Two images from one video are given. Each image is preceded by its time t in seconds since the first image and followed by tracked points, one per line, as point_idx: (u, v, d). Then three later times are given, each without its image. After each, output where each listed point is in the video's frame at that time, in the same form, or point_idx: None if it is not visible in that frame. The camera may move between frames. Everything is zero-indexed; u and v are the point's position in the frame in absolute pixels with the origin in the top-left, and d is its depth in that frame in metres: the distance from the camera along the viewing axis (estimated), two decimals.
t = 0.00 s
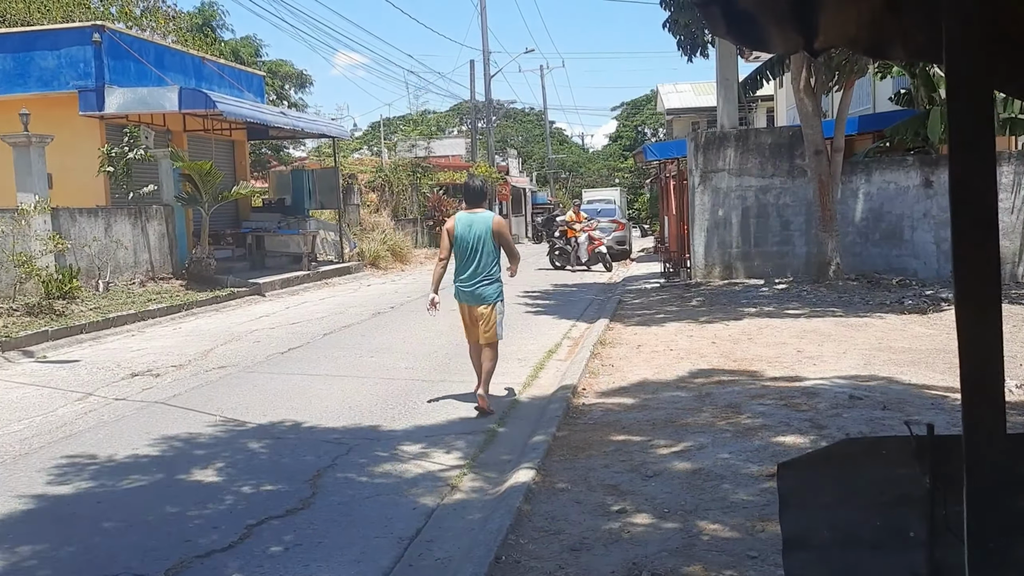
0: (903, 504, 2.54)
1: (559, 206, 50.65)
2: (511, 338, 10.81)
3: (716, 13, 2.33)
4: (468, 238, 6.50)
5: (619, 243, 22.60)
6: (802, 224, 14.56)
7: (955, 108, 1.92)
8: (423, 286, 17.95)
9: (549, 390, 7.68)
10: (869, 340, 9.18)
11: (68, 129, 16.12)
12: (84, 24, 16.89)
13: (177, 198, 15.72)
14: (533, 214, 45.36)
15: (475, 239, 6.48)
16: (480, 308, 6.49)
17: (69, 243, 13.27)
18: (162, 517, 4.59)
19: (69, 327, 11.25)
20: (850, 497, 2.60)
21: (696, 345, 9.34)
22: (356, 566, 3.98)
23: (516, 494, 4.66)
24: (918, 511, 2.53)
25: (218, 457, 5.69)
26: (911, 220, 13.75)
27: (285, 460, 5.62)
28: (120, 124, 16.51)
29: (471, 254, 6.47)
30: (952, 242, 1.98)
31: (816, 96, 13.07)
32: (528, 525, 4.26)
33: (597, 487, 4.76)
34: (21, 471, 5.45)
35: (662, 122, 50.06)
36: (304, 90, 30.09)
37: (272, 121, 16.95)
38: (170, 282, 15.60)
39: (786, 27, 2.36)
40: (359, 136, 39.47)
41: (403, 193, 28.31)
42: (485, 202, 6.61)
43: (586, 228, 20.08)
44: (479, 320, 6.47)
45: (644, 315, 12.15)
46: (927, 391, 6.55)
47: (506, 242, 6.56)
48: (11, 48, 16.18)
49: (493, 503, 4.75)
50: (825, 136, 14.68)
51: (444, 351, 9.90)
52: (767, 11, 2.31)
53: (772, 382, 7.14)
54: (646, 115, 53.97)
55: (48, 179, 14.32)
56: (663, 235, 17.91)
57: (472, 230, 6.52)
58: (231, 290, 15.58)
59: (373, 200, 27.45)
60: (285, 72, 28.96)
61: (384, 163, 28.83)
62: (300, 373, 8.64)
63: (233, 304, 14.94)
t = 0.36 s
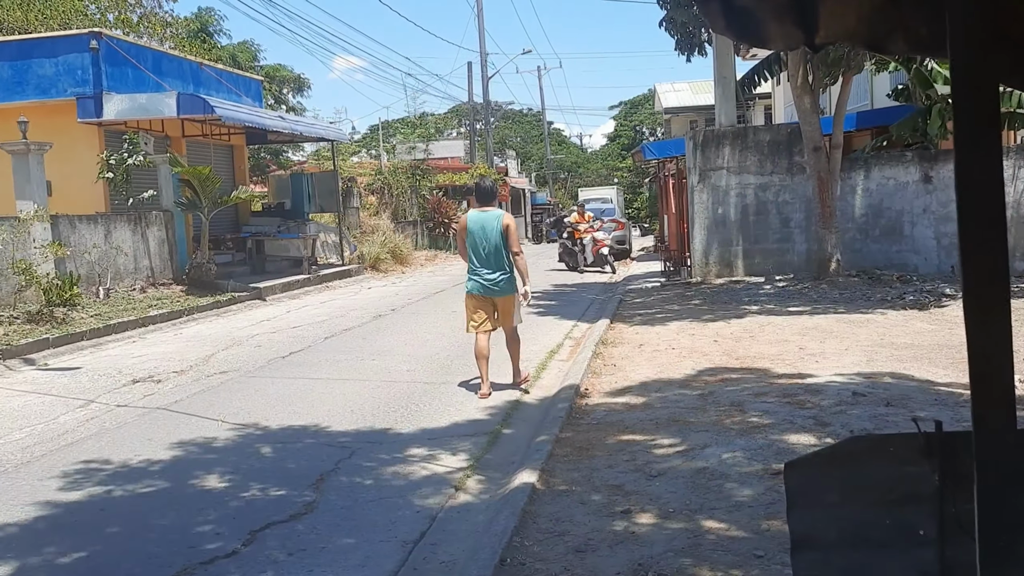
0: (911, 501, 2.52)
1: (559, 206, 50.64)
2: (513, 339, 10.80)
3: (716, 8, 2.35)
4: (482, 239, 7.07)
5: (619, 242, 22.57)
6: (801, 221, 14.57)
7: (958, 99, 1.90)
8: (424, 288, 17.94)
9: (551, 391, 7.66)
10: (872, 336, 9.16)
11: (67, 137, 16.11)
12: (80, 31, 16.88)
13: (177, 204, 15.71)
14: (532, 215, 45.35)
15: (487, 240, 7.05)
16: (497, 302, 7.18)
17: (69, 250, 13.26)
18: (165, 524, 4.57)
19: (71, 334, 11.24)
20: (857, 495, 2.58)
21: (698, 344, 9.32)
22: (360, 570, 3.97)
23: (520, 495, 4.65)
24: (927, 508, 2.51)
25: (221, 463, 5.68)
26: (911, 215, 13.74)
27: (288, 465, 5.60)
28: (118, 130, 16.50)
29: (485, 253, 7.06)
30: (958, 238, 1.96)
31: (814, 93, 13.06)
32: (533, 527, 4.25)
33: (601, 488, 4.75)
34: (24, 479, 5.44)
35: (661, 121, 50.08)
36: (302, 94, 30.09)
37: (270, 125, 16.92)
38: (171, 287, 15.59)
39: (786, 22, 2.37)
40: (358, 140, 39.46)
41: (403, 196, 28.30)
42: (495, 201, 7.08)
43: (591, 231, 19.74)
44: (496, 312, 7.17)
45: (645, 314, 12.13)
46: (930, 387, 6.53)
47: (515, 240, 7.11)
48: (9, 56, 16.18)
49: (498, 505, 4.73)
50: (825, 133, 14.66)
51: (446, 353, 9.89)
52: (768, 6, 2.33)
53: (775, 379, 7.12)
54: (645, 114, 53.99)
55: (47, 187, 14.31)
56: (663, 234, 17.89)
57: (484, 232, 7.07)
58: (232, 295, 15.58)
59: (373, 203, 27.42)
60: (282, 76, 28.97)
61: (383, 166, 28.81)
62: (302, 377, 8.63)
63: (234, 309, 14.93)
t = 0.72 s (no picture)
0: (916, 496, 2.50)
1: (559, 206, 50.66)
2: (514, 339, 10.78)
3: (714, 2, 2.33)
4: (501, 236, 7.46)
5: (621, 241, 22.53)
6: (803, 217, 14.53)
7: (960, 89, 1.88)
8: (426, 290, 17.93)
9: (553, 391, 7.64)
10: (875, 331, 9.13)
11: (68, 142, 16.13)
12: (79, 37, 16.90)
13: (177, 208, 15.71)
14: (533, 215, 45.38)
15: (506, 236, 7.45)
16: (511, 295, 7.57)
17: (70, 255, 13.26)
18: (167, 529, 4.55)
19: (73, 340, 11.25)
20: (862, 492, 2.56)
21: (701, 342, 9.31)
22: (364, 573, 3.95)
23: (524, 495, 4.63)
24: (933, 503, 2.49)
25: (224, 466, 5.67)
26: (913, 211, 13.71)
27: (291, 468, 5.59)
28: (118, 136, 16.50)
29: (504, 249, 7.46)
30: (960, 231, 1.94)
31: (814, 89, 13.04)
32: (536, 526, 4.23)
33: (605, 486, 4.73)
34: (26, 484, 5.43)
35: (661, 119, 50.13)
36: (302, 97, 30.14)
37: (270, 129, 16.92)
38: (173, 292, 15.60)
39: (784, 15, 2.35)
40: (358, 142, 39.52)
41: (404, 197, 28.30)
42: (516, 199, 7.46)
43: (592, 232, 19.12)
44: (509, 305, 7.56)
45: (647, 313, 12.12)
46: (934, 382, 6.52)
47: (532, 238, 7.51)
48: (8, 62, 16.20)
49: (501, 505, 4.72)
50: (825, 129, 14.64)
51: (448, 354, 9.88)
52: None
53: (778, 376, 7.11)
54: (645, 114, 54.04)
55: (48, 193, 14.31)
56: (665, 232, 17.86)
57: (503, 228, 7.47)
58: (234, 299, 15.59)
59: (374, 205, 27.43)
60: (281, 79, 28.99)
61: (384, 168, 28.82)
62: (304, 381, 8.61)
63: (235, 312, 14.93)
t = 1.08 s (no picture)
0: (915, 493, 2.51)
1: (560, 206, 50.63)
2: (515, 339, 10.78)
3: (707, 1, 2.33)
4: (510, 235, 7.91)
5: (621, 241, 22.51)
6: (803, 215, 14.53)
7: (954, 86, 1.88)
8: (426, 290, 17.93)
9: (553, 391, 7.63)
10: (875, 329, 9.13)
11: (67, 145, 16.13)
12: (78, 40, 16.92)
13: (177, 211, 15.71)
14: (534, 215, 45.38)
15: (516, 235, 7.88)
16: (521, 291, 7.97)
17: (71, 259, 13.27)
18: (168, 531, 4.55)
19: (74, 343, 11.25)
20: (861, 489, 2.57)
21: (701, 341, 9.30)
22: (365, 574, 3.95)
23: (524, 495, 4.63)
24: (930, 500, 2.50)
25: (225, 468, 5.67)
26: (913, 208, 13.71)
27: (292, 469, 5.59)
28: (118, 139, 16.51)
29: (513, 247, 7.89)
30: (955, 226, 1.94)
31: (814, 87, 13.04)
32: (537, 526, 4.23)
33: (605, 486, 4.73)
34: (27, 488, 5.43)
35: (661, 118, 50.14)
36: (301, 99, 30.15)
37: (269, 131, 16.93)
38: (173, 295, 15.60)
39: (779, 13, 2.34)
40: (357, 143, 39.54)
41: (404, 199, 28.30)
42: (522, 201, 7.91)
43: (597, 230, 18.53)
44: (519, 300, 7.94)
45: (648, 312, 12.11)
46: (934, 379, 6.51)
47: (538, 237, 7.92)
48: (8, 66, 16.23)
49: (502, 505, 4.72)
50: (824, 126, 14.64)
51: (449, 355, 9.88)
52: None
53: (778, 375, 7.10)
54: (645, 113, 54.02)
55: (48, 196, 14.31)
56: (665, 231, 17.86)
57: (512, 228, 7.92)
58: (235, 301, 15.59)
59: (374, 207, 27.43)
60: (281, 81, 28.99)
61: (384, 170, 28.83)
62: (305, 382, 8.61)
63: (236, 315, 14.93)
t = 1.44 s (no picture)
0: (912, 491, 2.51)
1: (559, 206, 50.64)
2: (514, 340, 10.79)
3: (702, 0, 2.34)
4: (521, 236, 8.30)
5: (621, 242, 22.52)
6: (801, 215, 14.54)
7: (949, 83, 1.89)
8: (426, 291, 17.94)
9: (552, 391, 7.63)
10: (874, 328, 9.13)
11: (66, 147, 16.13)
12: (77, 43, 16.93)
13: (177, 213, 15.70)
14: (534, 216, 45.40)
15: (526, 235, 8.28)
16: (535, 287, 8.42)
17: (70, 261, 13.27)
18: (167, 534, 4.55)
19: (73, 345, 11.25)
20: (858, 487, 2.58)
21: (700, 341, 9.31)
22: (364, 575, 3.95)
23: (523, 496, 4.62)
24: (929, 498, 2.49)
25: (224, 470, 5.67)
26: (912, 207, 13.72)
27: (290, 471, 5.59)
28: (116, 141, 16.50)
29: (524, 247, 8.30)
30: (950, 224, 1.95)
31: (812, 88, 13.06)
32: (536, 527, 4.23)
33: (605, 486, 4.73)
34: (26, 491, 5.43)
35: (660, 118, 50.17)
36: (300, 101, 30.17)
37: (268, 132, 16.93)
38: (172, 297, 15.60)
39: (773, 11, 2.35)
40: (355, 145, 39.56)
41: (403, 200, 28.30)
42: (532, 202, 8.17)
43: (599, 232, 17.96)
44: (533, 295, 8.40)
45: (647, 312, 12.12)
46: (933, 378, 6.51)
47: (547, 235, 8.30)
48: (7, 69, 16.24)
49: (501, 506, 4.73)
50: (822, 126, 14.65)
51: (449, 356, 9.89)
52: None
53: (777, 375, 7.10)
54: (643, 113, 54.03)
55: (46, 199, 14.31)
56: (664, 232, 17.87)
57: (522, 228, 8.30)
58: (234, 303, 15.59)
59: (373, 208, 27.42)
60: (279, 83, 29.01)
61: (383, 171, 28.84)
62: (305, 384, 8.62)
63: (236, 316, 14.93)
